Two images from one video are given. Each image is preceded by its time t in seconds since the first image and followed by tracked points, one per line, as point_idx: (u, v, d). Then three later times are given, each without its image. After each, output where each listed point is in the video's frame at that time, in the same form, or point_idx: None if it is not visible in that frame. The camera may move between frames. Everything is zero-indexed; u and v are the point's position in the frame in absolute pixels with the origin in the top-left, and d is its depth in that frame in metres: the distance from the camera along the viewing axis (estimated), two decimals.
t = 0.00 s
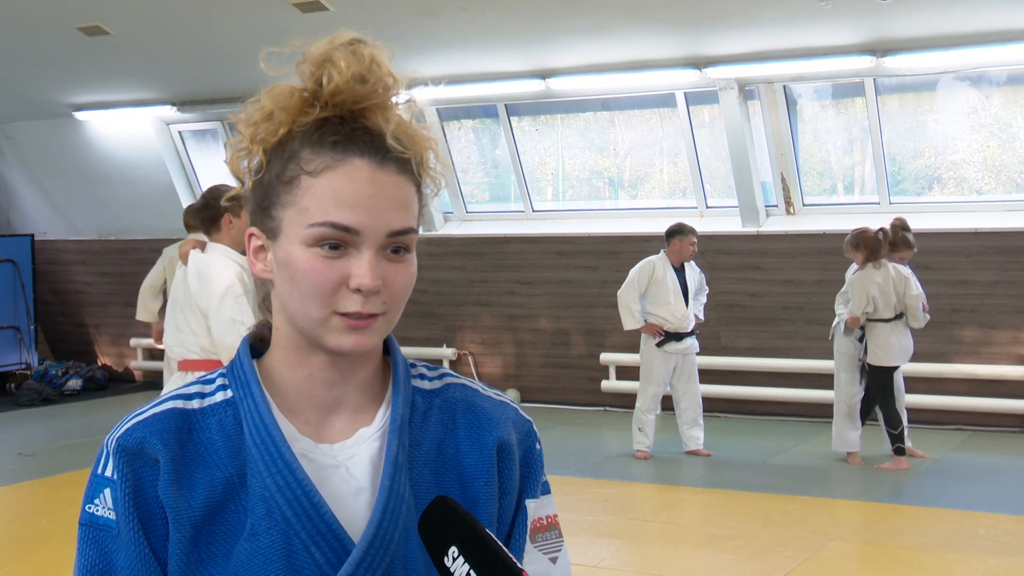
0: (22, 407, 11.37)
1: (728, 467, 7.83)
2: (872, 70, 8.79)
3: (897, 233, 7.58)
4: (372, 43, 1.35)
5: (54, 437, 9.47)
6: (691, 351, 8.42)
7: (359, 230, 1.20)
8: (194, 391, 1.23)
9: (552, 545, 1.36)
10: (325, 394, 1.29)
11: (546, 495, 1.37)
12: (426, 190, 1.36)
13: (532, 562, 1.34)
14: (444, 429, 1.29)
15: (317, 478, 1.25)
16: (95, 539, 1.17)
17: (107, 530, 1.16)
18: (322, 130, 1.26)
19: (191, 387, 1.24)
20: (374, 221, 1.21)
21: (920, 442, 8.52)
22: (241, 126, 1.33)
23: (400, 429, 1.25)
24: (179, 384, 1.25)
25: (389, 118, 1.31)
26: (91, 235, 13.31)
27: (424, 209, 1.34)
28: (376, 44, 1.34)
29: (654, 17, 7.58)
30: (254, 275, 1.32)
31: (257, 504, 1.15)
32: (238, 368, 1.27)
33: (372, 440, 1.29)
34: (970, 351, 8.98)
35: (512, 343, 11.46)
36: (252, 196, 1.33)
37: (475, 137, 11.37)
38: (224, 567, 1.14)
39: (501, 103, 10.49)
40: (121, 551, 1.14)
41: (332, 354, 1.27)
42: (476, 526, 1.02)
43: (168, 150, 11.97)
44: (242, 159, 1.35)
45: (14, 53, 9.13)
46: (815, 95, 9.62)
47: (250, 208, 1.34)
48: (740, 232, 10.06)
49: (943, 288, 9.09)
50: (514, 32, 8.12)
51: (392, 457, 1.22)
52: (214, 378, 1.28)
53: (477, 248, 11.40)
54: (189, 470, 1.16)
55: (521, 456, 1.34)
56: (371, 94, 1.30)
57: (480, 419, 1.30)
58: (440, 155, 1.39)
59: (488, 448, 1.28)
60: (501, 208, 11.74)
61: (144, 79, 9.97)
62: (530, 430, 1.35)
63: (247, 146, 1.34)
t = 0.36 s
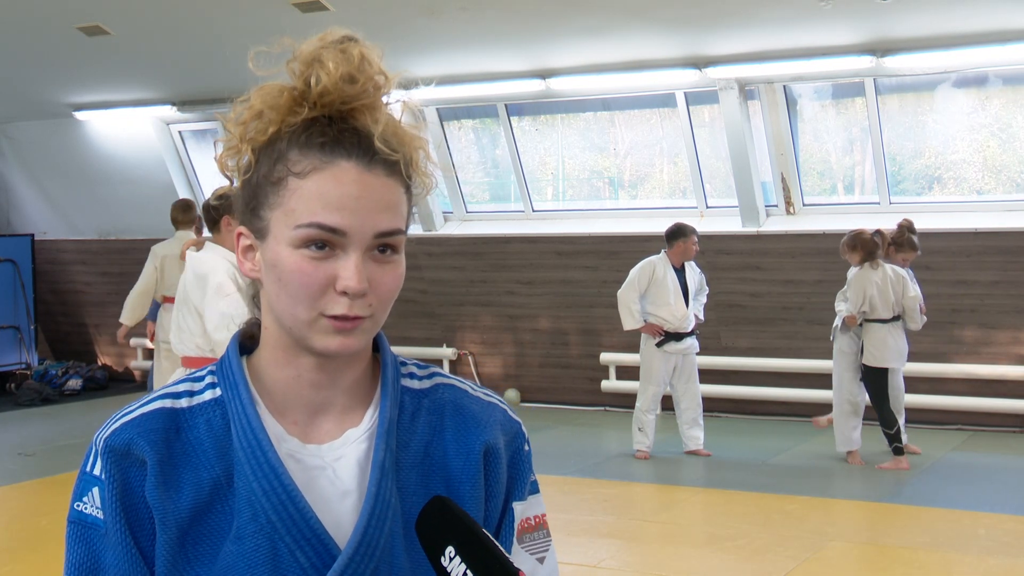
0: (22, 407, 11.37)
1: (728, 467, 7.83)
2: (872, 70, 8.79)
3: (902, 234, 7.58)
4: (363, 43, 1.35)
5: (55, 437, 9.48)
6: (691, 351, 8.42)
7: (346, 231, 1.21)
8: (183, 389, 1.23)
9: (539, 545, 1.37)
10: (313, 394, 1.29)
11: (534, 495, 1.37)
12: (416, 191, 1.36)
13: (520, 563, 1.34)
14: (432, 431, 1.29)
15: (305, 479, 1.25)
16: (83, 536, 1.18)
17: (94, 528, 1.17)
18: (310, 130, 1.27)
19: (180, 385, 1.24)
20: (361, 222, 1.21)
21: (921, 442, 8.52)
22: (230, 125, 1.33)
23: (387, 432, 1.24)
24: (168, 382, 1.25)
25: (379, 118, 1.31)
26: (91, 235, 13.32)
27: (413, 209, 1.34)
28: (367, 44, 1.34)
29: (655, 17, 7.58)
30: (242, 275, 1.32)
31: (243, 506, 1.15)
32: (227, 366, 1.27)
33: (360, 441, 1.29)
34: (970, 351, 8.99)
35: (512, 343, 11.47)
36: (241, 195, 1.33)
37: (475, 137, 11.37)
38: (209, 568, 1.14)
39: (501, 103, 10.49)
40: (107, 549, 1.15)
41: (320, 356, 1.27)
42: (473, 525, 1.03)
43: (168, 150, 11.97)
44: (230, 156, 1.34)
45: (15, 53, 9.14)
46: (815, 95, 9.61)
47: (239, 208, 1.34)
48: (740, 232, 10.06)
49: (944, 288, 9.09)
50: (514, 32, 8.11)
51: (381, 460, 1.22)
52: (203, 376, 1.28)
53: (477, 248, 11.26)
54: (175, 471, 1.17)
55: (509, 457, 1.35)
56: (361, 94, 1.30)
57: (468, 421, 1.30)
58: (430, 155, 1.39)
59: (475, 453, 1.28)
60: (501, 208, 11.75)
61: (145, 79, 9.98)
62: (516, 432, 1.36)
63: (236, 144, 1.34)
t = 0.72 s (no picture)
0: (22, 407, 11.38)
1: (728, 467, 7.83)
2: (872, 70, 8.79)
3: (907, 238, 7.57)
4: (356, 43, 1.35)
5: (55, 437, 9.48)
6: (691, 351, 8.42)
7: (344, 229, 1.21)
8: (185, 393, 1.23)
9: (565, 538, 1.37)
10: (316, 396, 1.29)
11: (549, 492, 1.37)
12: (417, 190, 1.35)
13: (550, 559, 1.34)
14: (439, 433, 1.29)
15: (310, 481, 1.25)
16: (74, 541, 1.16)
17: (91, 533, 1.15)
18: (306, 131, 1.27)
19: (182, 388, 1.24)
20: (358, 220, 1.21)
21: (921, 442, 8.52)
22: (229, 130, 1.34)
23: (396, 436, 1.25)
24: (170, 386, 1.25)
25: (376, 117, 1.31)
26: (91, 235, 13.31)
27: (413, 208, 1.34)
28: (361, 45, 1.34)
29: (655, 17, 7.58)
30: (245, 278, 1.32)
31: (246, 510, 1.16)
32: (230, 370, 1.27)
33: (365, 443, 1.29)
34: (970, 351, 8.99)
35: (512, 343, 11.47)
36: (241, 199, 1.33)
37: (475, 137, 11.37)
38: (212, 570, 1.14)
39: (500, 102, 10.49)
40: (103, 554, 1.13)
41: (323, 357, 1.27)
42: (469, 531, 1.03)
43: (167, 150, 11.97)
44: (231, 162, 1.35)
45: (15, 53, 9.14)
46: (815, 95, 9.61)
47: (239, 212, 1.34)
48: (740, 232, 10.07)
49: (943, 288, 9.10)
50: (515, 32, 8.10)
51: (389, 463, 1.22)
52: (206, 379, 1.28)
53: (477, 249, 11.26)
54: (177, 474, 1.16)
55: (520, 458, 1.34)
56: (355, 95, 1.30)
57: (475, 422, 1.30)
58: (430, 153, 1.39)
59: (483, 454, 1.28)
60: (501, 208, 11.76)
61: (145, 78, 9.97)
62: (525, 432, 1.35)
63: (235, 149, 1.34)
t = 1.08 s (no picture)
0: (22, 407, 11.38)
1: (728, 467, 7.83)
2: (872, 70, 8.79)
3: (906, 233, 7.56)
4: (374, 48, 1.33)
5: (55, 437, 9.47)
6: (691, 351, 8.43)
7: (354, 244, 1.21)
8: (196, 395, 1.23)
9: (568, 542, 1.37)
10: (328, 404, 1.29)
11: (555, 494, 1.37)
12: (430, 200, 1.35)
13: (553, 561, 1.34)
14: (448, 436, 1.29)
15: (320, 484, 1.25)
16: (87, 541, 1.17)
17: (98, 533, 1.16)
18: (320, 143, 1.26)
19: (193, 390, 1.24)
20: (369, 236, 1.21)
21: (921, 442, 8.52)
22: (245, 134, 1.33)
23: (406, 437, 1.26)
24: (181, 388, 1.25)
25: (393, 128, 1.29)
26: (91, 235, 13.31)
27: (426, 218, 1.33)
28: (378, 50, 1.32)
29: (655, 17, 7.59)
30: (258, 285, 1.34)
31: (258, 510, 1.16)
32: (242, 373, 1.27)
33: (373, 447, 1.29)
34: (970, 351, 8.99)
35: (512, 343, 11.47)
36: (255, 205, 1.33)
37: (475, 136, 11.37)
38: (223, 571, 1.14)
39: (501, 103, 10.50)
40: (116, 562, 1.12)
41: (335, 368, 1.28)
42: (472, 530, 1.03)
43: (167, 150, 11.99)
44: (245, 165, 1.35)
45: (15, 53, 9.15)
46: (815, 94, 9.62)
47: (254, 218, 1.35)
48: (740, 232, 10.07)
49: (944, 288, 9.10)
50: (515, 32, 8.12)
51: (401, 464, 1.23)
52: (216, 381, 1.28)
53: (477, 249, 11.41)
54: (189, 475, 1.16)
55: (526, 459, 1.34)
56: (373, 106, 1.28)
57: (483, 424, 1.30)
58: (445, 158, 1.38)
59: (492, 454, 1.28)
60: (501, 208, 11.76)
61: (145, 79, 9.98)
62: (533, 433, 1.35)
63: (250, 154, 1.33)
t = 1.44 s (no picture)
0: (22, 407, 11.38)
1: (728, 467, 7.83)
2: (872, 70, 8.80)
3: (884, 223, 7.54)
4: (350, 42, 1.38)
5: (55, 437, 9.46)
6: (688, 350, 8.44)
7: (362, 213, 1.21)
8: (207, 394, 1.23)
9: (564, 545, 1.34)
10: (337, 396, 1.29)
11: (558, 495, 1.36)
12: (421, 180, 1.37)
13: (542, 563, 1.32)
14: (455, 434, 1.29)
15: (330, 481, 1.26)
16: (104, 541, 1.17)
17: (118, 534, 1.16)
18: (314, 125, 1.28)
19: (203, 389, 1.25)
20: (376, 204, 1.22)
21: (921, 442, 8.52)
22: (235, 137, 1.34)
23: (413, 433, 1.25)
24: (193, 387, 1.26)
25: (379, 110, 1.33)
26: (91, 235, 13.30)
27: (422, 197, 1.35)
28: (355, 43, 1.37)
29: (655, 17, 7.59)
30: (261, 281, 1.32)
31: (271, 510, 1.16)
32: (252, 370, 1.27)
33: (383, 443, 1.30)
34: (970, 351, 8.99)
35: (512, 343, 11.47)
36: (253, 203, 1.33)
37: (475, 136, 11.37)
38: (236, 571, 1.15)
39: (500, 102, 10.50)
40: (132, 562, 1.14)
41: (344, 351, 1.27)
42: (468, 533, 1.02)
43: (167, 150, 12.01)
44: (236, 171, 1.35)
45: (15, 53, 9.14)
46: (815, 94, 9.61)
47: (252, 217, 1.34)
48: (740, 232, 10.07)
49: (943, 288, 9.10)
50: (514, 32, 8.12)
51: (407, 462, 1.22)
52: (226, 380, 1.28)
53: (477, 249, 11.39)
54: (203, 473, 1.17)
55: (532, 459, 1.34)
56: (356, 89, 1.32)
57: (491, 421, 1.31)
58: (431, 145, 1.42)
59: (499, 453, 1.28)
60: (501, 208, 11.76)
61: (145, 79, 9.98)
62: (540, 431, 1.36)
63: (241, 156, 1.34)
